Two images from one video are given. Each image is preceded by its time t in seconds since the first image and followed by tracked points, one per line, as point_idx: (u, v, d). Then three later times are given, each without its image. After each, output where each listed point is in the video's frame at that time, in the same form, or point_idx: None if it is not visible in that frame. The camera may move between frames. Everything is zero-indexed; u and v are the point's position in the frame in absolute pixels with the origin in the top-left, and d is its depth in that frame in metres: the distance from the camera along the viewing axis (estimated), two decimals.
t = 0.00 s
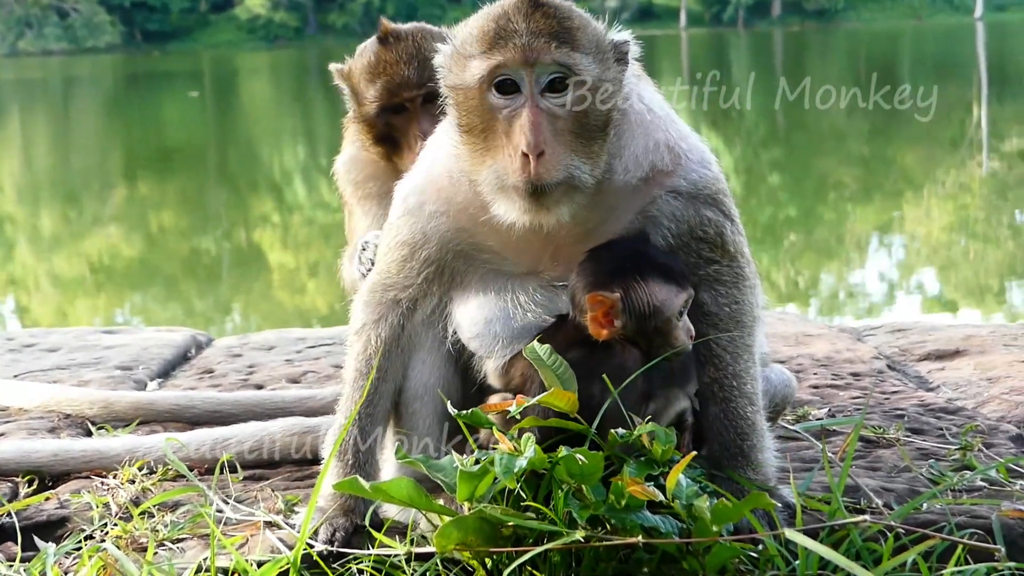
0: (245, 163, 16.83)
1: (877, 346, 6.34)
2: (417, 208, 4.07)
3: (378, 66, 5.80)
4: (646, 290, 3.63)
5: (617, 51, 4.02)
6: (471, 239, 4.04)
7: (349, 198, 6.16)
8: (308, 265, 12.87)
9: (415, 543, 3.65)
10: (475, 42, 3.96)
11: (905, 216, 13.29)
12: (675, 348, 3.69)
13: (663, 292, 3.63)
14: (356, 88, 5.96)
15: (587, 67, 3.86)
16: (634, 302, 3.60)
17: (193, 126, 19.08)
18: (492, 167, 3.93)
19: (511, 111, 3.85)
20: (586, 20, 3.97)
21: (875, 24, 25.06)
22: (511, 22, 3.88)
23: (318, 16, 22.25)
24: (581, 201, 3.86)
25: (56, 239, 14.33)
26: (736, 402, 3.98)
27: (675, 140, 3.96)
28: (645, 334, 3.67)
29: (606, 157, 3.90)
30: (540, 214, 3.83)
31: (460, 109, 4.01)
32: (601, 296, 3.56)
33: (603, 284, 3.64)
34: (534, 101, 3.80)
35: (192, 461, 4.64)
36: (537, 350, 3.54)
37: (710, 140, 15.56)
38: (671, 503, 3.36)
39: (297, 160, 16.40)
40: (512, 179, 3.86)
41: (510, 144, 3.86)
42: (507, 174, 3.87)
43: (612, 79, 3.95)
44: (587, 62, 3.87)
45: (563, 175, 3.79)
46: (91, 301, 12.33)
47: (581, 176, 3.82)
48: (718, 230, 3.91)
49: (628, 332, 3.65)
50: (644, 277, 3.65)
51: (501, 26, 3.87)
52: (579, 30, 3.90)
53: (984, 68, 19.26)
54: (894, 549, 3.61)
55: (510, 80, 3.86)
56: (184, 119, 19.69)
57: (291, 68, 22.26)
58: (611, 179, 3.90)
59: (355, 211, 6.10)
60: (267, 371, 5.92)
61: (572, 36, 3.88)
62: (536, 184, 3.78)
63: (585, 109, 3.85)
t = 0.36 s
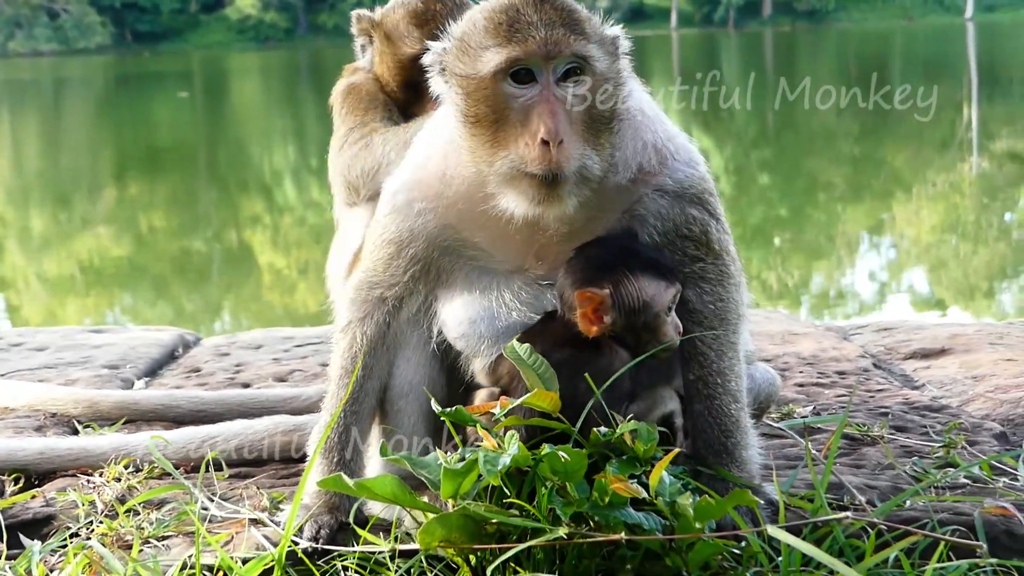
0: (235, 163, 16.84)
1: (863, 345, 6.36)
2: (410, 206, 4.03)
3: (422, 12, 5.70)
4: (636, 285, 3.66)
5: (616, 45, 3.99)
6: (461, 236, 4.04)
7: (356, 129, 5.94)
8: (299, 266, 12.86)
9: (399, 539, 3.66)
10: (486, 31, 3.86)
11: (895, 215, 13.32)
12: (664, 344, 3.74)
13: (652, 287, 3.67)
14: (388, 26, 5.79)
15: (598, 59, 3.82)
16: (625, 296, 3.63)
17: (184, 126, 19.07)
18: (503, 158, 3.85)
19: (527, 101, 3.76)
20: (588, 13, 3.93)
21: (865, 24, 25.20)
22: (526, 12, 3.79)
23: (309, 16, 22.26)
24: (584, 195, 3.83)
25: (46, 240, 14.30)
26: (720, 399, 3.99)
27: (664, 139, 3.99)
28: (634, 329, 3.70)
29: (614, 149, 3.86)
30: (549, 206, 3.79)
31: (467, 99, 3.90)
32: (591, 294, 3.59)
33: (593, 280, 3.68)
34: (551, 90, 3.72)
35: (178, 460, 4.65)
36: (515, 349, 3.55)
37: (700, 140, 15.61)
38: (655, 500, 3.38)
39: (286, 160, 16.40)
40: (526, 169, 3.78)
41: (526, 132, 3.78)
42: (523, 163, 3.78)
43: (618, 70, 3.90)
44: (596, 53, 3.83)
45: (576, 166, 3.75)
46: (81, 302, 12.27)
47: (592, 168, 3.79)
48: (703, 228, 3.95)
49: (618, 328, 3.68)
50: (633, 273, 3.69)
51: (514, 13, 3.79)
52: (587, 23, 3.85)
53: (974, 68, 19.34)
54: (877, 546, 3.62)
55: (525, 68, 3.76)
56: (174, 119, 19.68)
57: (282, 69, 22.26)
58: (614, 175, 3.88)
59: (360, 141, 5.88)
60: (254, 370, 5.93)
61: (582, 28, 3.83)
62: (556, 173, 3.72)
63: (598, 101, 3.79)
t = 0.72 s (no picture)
0: (210, 164, 16.77)
1: (836, 340, 6.38)
2: (386, 199, 3.98)
3: None
4: (571, 266, 3.68)
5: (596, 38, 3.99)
6: (435, 230, 4.01)
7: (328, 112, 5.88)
8: (275, 266, 12.79)
9: (367, 537, 3.64)
10: (477, 22, 3.81)
11: (870, 212, 13.36)
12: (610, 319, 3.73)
13: (589, 265, 3.68)
14: (378, 7, 5.75)
15: (586, 53, 3.83)
16: (560, 279, 3.66)
17: (159, 126, 18.96)
18: (492, 150, 3.81)
19: (520, 93, 3.73)
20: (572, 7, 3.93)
21: (840, 22, 25.36)
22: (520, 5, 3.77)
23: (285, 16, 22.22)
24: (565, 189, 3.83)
25: (20, 241, 14.16)
26: (691, 393, 3.98)
27: (639, 134, 4.00)
28: (578, 308, 3.73)
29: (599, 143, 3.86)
30: (534, 198, 3.80)
31: (457, 89, 3.85)
32: (525, 281, 3.65)
33: (526, 266, 3.72)
34: (545, 83, 3.71)
35: (147, 458, 4.62)
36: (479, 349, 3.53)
37: (676, 138, 15.66)
38: (623, 494, 3.36)
39: (262, 160, 16.35)
40: (516, 161, 3.76)
41: (517, 125, 3.75)
42: (516, 155, 3.75)
43: (601, 65, 3.91)
44: (585, 48, 3.83)
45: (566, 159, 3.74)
46: (57, 303, 12.14)
47: (578, 162, 3.78)
48: (675, 222, 3.95)
49: (561, 311, 3.72)
50: (568, 252, 3.70)
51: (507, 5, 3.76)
52: (575, 17, 3.85)
53: (948, 65, 19.47)
54: (847, 539, 3.60)
55: (519, 61, 3.74)
56: (150, 120, 19.57)
57: (258, 70, 22.22)
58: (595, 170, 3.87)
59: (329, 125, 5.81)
60: (225, 369, 5.90)
61: (571, 22, 3.82)
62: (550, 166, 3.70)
63: (586, 96, 3.79)
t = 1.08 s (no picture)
0: (182, 161, 16.70)
1: (805, 339, 6.40)
2: (353, 199, 3.96)
3: None
4: (540, 270, 3.72)
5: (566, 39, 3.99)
6: (402, 230, 3.98)
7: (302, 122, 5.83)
8: (248, 264, 12.72)
9: (333, 537, 3.62)
10: (448, 20, 3.80)
11: (843, 211, 13.42)
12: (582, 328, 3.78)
13: (559, 269, 3.71)
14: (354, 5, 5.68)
15: (557, 53, 3.82)
16: (528, 283, 3.71)
17: (131, 125, 18.85)
18: (462, 148, 3.79)
19: (491, 92, 3.71)
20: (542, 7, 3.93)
21: (811, 22, 25.53)
22: (491, 4, 3.76)
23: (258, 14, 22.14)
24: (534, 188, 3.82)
25: None
26: (658, 394, 3.99)
27: (606, 134, 4.00)
28: (547, 313, 3.76)
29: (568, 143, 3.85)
30: (503, 197, 3.79)
31: (428, 87, 3.82)
32: (491, 288, 3.68)
33: (493, 271, 3.74)
34: (516, 82, 3.69)
35: (114, 458, 4.58)
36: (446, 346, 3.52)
37: (649, 138, 15.71)
38: (589, 494, 3.36)
39: (234, 159, 16.29)
40: (486, 159, 3.74)
41: (488, 124, 3.74)
42: (486, 153, 3.74)
43: (571, 66, 3.90)
44: (557, 47, 3.82)
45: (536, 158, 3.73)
46: (28, 302, 12.02)
47: (547, 162, 3.78)
48: (642, 222, 3.95)
49: (530, 314, 3.75)
50: (535, 256, 3.74)
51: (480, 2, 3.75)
52: (546, 17, 3.85)
53: (918, 64, 19.62)
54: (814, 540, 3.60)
55: (490, 59, 3.72)
56: (122, 119, 19.45)
57: (231, 69, 22.15)
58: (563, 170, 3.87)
59: (304, 140, 5.76)
60: (194, 369, 5.86)
61: (542, 21, 3.82)
62: (521, 165, 3.69)
63: (556, 96, 3.79)
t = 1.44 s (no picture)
0: (181, 162, 16.68)
1: (804, 340, 6.39)
2: (352, 202, 3.93)
3: None
4: (536, 279, 3.69)
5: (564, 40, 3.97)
6: (400, 233, 3.96)
7: (299, 125, 5.78)
8: (248, 265, 12.69)
9: (330, 541, 3.60)
10: (450, 20, 3.77)
11: (843, 210, 13.39)
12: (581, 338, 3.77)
13: (554, 278, 3.69)
14: None
15: (558, 54, 3.79)
16: (523, 291, 3.68)
17: (130, 126, 18.83)
18: (464, 150, 3.76)
19: (494, 93, 3.68)
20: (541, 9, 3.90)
21: (810, 21, 25.59)
22: (493, 5, 3.74)
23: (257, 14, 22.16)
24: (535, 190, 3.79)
25: None
26: (656, 397, 3.99)
27: (602, 136, 3.99)
28: (541, 321, 3.74)
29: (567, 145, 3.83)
30: (503, 200, 3.76)
31: (429, 88, 3.79)
32: (487, 293, 3.67)
33: (489, 276, 3.72)
34: (519, 84, 3.66)
35: (110, 462, 4.57)
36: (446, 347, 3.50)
37: (649, 137, 15.70)
38: (586, 498, 3.34)
39: (234, 159, 16.29)
40: (489, 161, 3.71)
41: (489, 127, 3.71)
42: (489, 155, 3.71)
43: (570, 68, 3.88)
44: (558, 49, 3.80)
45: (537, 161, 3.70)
46: (29, 302, 12.01)
47: (547, 164, 3.76)
48: (639, 224, 3.94)
49: (524, 320, 3.73)
50: (533, 265, 3.71)
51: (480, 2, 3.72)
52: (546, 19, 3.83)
53: (918, 62, 19.63)
54: (813, 544, 3.59)
55: (493, 61, 3.70)
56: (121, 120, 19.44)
57: (231, 69, 22.16)
58: (563, 172, 3.84)
59: (299, 144, 5.70)
60: (191, 371, 5.86)
61: (543, 23, 3.79)
62: (523, 167, 3.66)
63: (556, 98, 3.77)
